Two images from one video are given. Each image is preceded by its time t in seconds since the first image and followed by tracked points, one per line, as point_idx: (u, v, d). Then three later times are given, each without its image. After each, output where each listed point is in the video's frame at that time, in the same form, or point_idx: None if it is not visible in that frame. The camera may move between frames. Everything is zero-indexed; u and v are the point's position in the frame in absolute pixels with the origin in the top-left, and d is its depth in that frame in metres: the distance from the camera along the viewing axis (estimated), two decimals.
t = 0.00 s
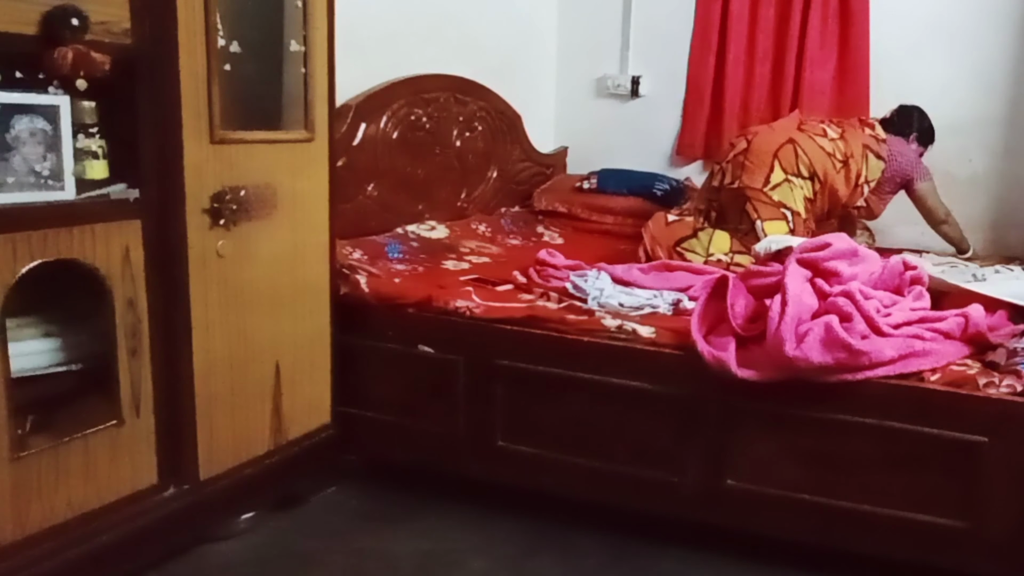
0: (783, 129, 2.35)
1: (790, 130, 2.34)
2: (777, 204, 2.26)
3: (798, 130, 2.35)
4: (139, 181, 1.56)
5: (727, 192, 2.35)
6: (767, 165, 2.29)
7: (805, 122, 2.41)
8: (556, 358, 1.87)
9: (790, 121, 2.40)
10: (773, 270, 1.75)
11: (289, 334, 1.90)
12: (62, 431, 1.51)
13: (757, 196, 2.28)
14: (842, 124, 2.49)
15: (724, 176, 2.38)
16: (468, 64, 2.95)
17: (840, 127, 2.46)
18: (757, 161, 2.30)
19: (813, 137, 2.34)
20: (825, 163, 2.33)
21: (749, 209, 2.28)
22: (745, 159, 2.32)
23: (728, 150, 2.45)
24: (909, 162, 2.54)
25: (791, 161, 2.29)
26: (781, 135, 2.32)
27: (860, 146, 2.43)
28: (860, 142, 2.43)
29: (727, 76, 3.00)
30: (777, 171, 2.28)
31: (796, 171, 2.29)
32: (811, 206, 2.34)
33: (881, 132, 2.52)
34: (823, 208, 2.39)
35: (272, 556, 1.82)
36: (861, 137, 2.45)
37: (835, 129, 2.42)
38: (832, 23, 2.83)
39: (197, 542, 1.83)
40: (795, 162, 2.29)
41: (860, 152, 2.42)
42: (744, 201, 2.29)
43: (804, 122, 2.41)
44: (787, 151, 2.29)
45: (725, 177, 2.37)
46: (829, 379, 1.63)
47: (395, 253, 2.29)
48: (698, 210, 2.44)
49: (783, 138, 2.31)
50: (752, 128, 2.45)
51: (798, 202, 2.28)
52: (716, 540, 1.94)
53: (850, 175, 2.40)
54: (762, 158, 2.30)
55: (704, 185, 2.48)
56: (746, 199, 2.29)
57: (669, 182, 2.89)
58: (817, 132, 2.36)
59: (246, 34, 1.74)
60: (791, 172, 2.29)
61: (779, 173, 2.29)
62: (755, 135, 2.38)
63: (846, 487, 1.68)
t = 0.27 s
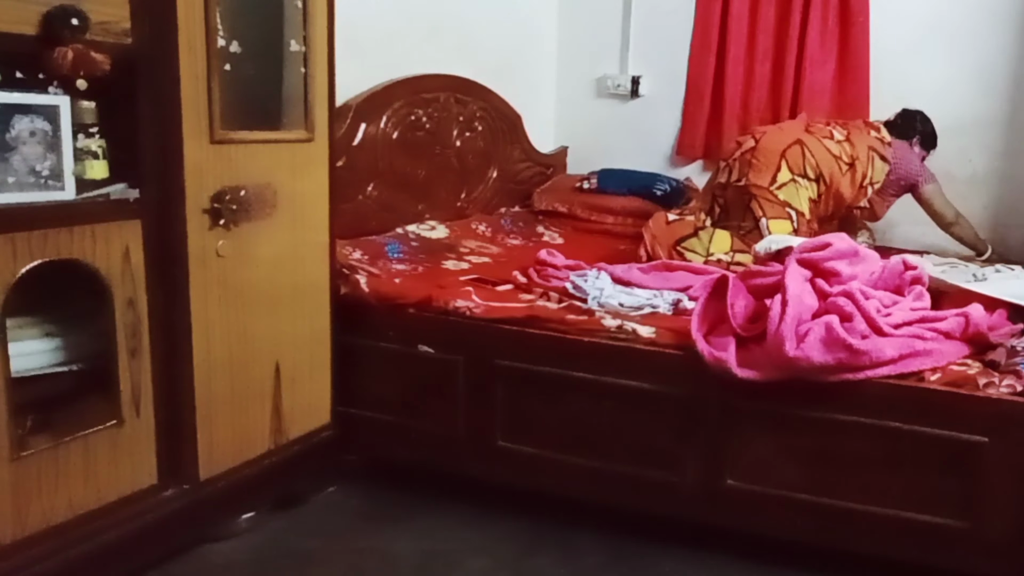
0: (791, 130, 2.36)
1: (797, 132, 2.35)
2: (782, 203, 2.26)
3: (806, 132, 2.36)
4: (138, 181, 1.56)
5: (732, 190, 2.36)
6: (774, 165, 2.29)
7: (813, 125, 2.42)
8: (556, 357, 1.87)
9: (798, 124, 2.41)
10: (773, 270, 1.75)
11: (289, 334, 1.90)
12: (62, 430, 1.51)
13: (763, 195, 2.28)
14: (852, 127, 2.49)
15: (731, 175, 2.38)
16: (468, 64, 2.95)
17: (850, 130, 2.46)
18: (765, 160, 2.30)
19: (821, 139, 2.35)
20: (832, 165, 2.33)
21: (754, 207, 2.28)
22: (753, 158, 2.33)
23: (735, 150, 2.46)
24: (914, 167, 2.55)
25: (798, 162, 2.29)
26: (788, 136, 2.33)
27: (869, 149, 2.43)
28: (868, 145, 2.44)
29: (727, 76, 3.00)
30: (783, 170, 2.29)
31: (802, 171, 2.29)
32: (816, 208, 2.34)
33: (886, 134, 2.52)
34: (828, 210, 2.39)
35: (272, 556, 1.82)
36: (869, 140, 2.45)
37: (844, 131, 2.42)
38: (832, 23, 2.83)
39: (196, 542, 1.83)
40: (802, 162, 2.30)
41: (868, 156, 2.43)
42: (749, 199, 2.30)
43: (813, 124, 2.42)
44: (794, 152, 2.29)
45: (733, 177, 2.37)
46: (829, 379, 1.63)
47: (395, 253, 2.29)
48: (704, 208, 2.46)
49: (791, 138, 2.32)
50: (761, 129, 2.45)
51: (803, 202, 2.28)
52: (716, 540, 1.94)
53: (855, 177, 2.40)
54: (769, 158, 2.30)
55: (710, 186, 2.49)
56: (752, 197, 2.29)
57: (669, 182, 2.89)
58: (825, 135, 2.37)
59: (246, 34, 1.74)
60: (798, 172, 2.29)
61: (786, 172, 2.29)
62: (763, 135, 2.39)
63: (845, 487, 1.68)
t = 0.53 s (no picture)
0: (781, 129, 2.35)
1: (788, 130, 2.35)
2: (778, 203, 2.26)
3: (797, 130, 2.36)
4: (138, 181, 1.56)
5: (729, 193, 2.35)
6: (767, 165, 2.29)
7: (804, 122, 2.41)
8: (556, 357, 1.87)
9: (788, 122, 2.40)
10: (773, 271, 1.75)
11: (289, 334, 1.90)
12: (62, 430, 1.51)
13: (759, 196, 2.28)
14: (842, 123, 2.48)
15: (727, 177, 2.39)
16: (468, 64, 2.95)
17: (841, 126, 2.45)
18: (758, 161, 2.30)
19: (813, 136, 2.34)
20: (825, 162, 2.34)
21: (751, 209, 2.28)
22: (747, 159, 2.33)
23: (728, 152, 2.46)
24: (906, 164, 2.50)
25: (791, 161, 2.30)
26: (779, 135, 2.33)
27: (859, 145, 2.42)
28: (858, 141, 2.42)
29: (727, 75, 3.00)
30: (777, 170, 2.29)
31: (796, 170, 2.29)
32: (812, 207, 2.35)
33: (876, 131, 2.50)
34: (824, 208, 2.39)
35: (272, 556, 1.82)
36: (859, 137, 2.43)
37: (835, 128, 2.41)
38: (832, 23, 2.83)
39: (197, 542, 1.83)
40: (795, 161, 2.30)
41: (859, 152, 2.42)
42: (746, 201, 2.30)
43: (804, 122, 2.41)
44: (787, 150, 2.29)
45: (728, 178, 2.37)
46: (829, 379, 1.63)
47: (395, 253, 2.29)
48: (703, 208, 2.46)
49: (783, 137, 2.32)
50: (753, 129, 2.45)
51: (799, 201, 2.28)
52: (716, 540, 1.94)
53: (848, 174, 2.40)
54: (762, 159, 2.30)
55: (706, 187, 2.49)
56: (748, 199, 2.29)
57: (669, 182, 2.90)
58: (815, 131, 2.37)
59: (246, 34, 1.74)
60: (791, 172, 2.30)
61: (780, 173, 2.29)
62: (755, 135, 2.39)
63: (845, 487, 1.68)
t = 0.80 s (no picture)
0: (750, 129, 2.39)
1: (758, 129, 2.38)
2: (762, 204, 2.27)
3: (767, 127, 2.39)
4: (139, 181, 1.56)
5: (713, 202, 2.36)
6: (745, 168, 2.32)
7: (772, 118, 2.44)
8: (556, 358, 1.87)
9: (756, 122, 2.44)
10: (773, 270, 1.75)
11: (289, 334, 1.90)
12: (62, 431, 1.51)
13: (742, 200, 2.29)
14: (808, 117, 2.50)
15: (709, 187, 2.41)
16: (468, 64, 2.95)
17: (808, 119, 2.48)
18: (735, 166, 2.33)
19: (783, 130, 2.37)
20: (800, 155, 2.36)
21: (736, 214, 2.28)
22: (724, 167, 2.36)
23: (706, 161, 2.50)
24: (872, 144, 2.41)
25: (767, 159, 2.32)
26: (750, 136, 2.36)
27: (828, 131, 2.43)
28: (825, 128, 2.43)
29: (727, 76, 3.00)
30: (755, 172, 2.31)
31: (774, 168, 2.31)
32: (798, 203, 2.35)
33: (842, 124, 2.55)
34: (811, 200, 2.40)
35: (272, 556, 1.82)
36: (826, 126, 2.44)
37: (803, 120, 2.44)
38: (832, 23, 2.83)
39: (197, 542, 1.83)
40: (771, 160, 2.32)
41: (829, 138, 2.42)
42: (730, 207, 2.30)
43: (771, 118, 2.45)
44: (761, 149, 2.32)
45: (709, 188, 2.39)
46: (829, 379, 1.63)
47: (394, 253, 2.29)
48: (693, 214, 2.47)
49: (754, 138, 2.35)
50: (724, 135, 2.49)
51: (782, 199, 2.29)
52: (716, 540, 1.94)
53: (822, 161, 2.42)
54: (738, 163, 2.33)
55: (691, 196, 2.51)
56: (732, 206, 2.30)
57: (669, 182, 2.90)
58: (784, 125, 2.39)
59: (246, 34, 1.74)
60: (769, 171, 2.31)
61: (760, 173, 2.30)
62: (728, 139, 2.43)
63: (846, 487, 1.68)
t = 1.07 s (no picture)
0: (694, 145, 2.40)
1: (701, 143, 2.38)
2: (724, 221, 2.27)
3: (709, 136, 2.37)
4: (139, 181, 1.56)
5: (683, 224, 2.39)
6: (697, 188, 2.34)
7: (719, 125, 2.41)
8: (556, 358, 1.87)
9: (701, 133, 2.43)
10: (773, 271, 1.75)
11: (289, 334, 1.90)
12: (62, 431, 1.51)
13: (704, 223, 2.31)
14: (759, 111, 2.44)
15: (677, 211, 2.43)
16: (468, 64, 2.95)
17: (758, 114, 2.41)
18: (688, 187, 2.35)
19: (723, 136, 2.35)
20: (749, 156, 2.31)
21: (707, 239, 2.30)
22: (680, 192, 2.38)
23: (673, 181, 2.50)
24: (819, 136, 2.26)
25: (716, 174, 2.32)
26: (694, 153, 2.38)
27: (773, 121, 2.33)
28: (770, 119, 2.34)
29: (727, 75, 2.99)
30: (709, 192, 2.32)
31: (725, 181, 2.30)
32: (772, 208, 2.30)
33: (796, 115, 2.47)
34: (781, 202, 2.31)
35: (271, 556, 1.82)
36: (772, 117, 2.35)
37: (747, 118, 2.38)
38: (832, 23, 2.83)
39: (196, 542, 1.83)
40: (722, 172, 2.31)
41: (776, 127, 2.32)
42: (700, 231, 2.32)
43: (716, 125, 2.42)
44: (706, 164, 2.33)
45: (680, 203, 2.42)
46: (829, 379, 1.63)
47: (394, 253, 2.29)
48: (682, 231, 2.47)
49: (698, 155, 2.36)
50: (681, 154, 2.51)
51: (744, 210, 2.27)
52: (716, 540, 1.94)
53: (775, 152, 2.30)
54: (691, 185, 2.35)
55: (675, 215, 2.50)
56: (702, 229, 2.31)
57: (669, 182, 2.91)
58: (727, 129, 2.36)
59: (246, 35, 1.74)
60: (724, 184, 2.31)
61: (714, 190, 2.31)
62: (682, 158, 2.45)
63: (846, 487, 1.68)
